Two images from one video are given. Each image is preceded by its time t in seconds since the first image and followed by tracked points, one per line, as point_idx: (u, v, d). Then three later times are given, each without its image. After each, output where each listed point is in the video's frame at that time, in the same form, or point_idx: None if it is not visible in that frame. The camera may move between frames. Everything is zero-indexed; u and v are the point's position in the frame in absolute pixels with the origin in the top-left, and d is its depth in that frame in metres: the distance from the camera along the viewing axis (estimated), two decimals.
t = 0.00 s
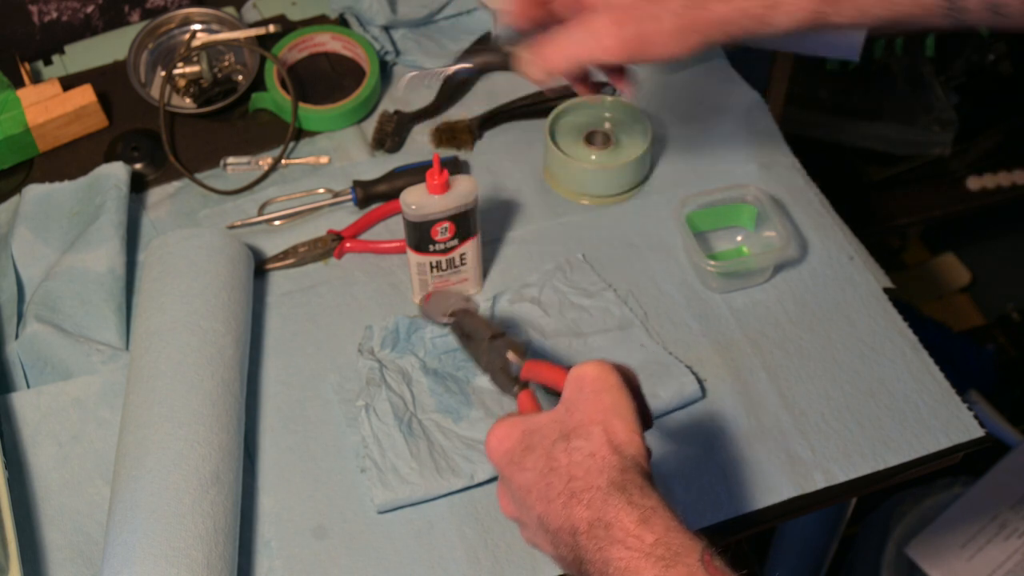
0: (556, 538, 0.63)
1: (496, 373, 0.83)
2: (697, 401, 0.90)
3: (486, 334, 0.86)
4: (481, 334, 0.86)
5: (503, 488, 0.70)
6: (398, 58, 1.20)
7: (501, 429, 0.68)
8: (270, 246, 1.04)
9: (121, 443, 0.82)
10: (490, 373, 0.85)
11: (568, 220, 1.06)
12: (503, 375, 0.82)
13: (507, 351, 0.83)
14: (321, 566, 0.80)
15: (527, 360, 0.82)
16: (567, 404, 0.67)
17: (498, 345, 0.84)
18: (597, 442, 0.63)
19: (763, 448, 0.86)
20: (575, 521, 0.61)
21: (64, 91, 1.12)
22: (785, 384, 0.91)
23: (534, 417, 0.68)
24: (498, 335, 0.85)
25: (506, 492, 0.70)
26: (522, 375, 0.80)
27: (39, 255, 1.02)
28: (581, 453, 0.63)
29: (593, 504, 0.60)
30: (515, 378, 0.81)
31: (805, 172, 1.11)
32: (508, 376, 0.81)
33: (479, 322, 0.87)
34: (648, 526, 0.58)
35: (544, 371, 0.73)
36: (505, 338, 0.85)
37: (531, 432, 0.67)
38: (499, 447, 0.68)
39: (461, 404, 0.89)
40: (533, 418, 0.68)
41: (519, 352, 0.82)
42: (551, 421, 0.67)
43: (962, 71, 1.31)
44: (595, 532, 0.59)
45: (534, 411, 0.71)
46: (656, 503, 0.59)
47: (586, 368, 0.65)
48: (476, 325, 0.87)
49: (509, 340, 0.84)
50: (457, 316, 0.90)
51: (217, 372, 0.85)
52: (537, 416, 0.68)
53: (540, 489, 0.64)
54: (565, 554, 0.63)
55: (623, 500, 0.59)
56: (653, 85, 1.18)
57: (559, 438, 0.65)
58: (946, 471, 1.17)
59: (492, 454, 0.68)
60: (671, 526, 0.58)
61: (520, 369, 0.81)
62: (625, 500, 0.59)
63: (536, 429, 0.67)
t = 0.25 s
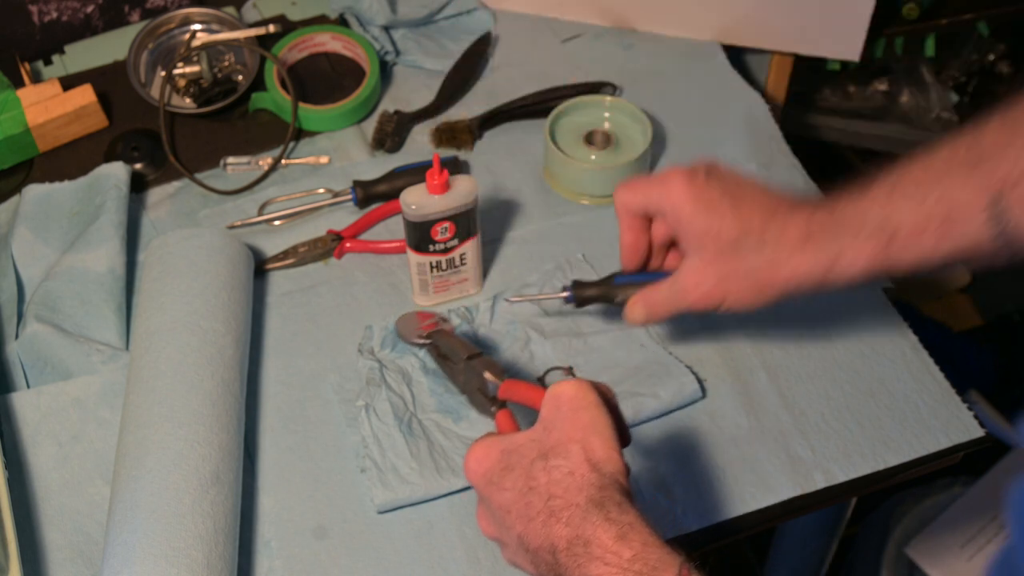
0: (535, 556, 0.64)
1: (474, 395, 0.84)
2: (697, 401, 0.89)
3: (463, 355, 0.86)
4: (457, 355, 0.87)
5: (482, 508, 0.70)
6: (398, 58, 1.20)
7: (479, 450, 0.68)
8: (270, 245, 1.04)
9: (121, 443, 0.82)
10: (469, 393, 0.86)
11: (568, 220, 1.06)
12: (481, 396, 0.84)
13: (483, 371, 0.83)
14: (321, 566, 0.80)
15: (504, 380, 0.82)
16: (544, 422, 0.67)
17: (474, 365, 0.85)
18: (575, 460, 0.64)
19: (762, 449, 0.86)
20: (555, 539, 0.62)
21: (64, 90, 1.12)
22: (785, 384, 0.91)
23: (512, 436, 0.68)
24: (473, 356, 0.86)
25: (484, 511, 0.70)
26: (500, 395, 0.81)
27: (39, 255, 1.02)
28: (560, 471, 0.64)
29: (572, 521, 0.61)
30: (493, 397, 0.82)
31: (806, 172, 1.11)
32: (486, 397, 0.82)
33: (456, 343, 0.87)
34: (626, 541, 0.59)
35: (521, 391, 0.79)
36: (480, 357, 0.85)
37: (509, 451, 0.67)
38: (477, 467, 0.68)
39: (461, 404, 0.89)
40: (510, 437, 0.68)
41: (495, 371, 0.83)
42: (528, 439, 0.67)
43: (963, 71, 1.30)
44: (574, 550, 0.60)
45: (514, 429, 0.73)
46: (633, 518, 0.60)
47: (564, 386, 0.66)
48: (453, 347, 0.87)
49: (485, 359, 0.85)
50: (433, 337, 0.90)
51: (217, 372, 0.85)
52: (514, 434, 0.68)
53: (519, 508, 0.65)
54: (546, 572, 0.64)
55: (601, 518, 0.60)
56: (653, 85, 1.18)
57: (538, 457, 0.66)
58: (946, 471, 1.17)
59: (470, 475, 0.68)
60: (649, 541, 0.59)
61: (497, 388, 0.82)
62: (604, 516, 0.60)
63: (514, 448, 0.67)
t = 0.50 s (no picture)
0: (505, 563, 0.64)
1: (434, 400, 0.82)
2: (697, 401, 0.89)
3: (421, 360, 0.84)
4: (416, 362, 0.84)
5: (448, 517, 0.70)
6: (398, 58, 1.20)
7: (444, 459, 0.68)
8: (270, 245, 1.04)
9: (121, 443, 0.82)
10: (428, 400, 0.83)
11: (568, 220, 1.06)
12: (441, 401, 0.81)
13: (443, 377, 0.81)
14: (321, 566, 0.80)
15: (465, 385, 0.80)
16: (509, 429, 0.66)
17: (433, 371, 0.83)
18: (542, 467, 0.63)
19: (762, 449, 0.86)
20: (524, 546, 0.62)
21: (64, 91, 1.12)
22: (785, 384, 0.91)
23: (476, 443, 0.68)
24: (434, 360, 0.84)
25: (451, 521, 0.70)
26: (461, 400, 0.79)
27: (39, 255, 1.02)
28: (527, 478, 0.63)
29: (540, 528, 0.61)
30: (453, 403, 0.80)
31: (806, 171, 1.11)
32: (446, 402, 0.80)
33: (414, 349, 0.85)
34: (595, 547, 0.59)
35: (483, 397, 0.77)
36: (440, 362, 0.84)
37: (474, 459, 0.67)
38: (443, 475, 0.68)
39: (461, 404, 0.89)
40: (474, 444, 0.68)
41: (455, 377, 0.81)
42: (493, 446, 0.66)
43: (963, 71, 1.32)
44: (543, 557, 0.60)
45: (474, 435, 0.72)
46: (602, 522, 0.60)
47: (528, 393, 0.64)
48: (410, 353, 0.85)
49: (445, 364, 0.83)
50: (389, 345, 0.88)
51: (217, 372, 0.85)
52: (479, 441, 0.68)
53: (487, 517, 0.64)
54: None
55: (570, 524, 0.60)
56: (653, 85, 1.18)
57: (504, 464, 0.65)
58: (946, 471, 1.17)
59: (436, 484, 0.68)
60: (618, 546, 0.58)
61: (458, 394, 0.80)
62: (572, 523, 0.60)
63: (479, 457, 0.67)
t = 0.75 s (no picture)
0: (491, 564, 0.64)
1: (422, 399, 0.80)
2: (697, 401, 0.89)
3: (410, 359, 0.83)
4: (405, 360, 0.83)
5: (435, 516, 0.70)
6: (398, 58, 1.20)
7: (430, 458, 0.68)
8: (270, 245, 1.03)
9: (121, 443, 0.82)
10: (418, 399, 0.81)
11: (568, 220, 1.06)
12: (430, 400, 0.79)
13: (432, 375, 0.80)
14: (321, 566, 0.80)
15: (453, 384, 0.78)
16: (495, 429, 0.66)
17: (422, 369, 0.81)
18: (528, 467, 0.63)
19: (762, 449, 0.86)
20: (509, 547, 0.62)
21: (65, 91, 1.12)
22: (785, 384, 0.91)
23: (463, 443, 0.67)
24: (423, 359, 0.82)
25: (439, 520, 0.69)
26: (449, 400, 0.77)
27: (39, 255, 1.02)
28: (513, 479, 0.63)
29: (526, 529, 0.61)
30: (442, 402, 0.77)
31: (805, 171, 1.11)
32: (434, 401, 0.78)
33: (403, 348, 0.84)
34: (580, 548, 0.59)
35: (472, 396, 0.74)
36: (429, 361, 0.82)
37: (461, 459, 0.66)
38: (430, 475, 0.68)
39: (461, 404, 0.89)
40: (461, 443, 0.68)
41: (444, 376, 0.79)
42: (480, 447, 0.66)
43: (962, 72, 1.31)
44: (529, 558, 0.60)
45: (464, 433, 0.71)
46: (587, 524, 0.60)
47: (514, 392, 0.65)
48: (399, 352, 0.84)
49: (434, 363, 0.81)
50: (379, 343, 0.87)
51: (216, 372, 0.85)
52: (466, 441, 0.67)
53: (473, 517, 0.64)
54: None
55: (554, 525, 0.60)
56: (653, 85, 1.18)
57: (490, 465, 0.65)
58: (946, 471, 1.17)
59: (424, 484, 0.68)
60: (603, 547, 0.59)
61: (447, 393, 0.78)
62: (557, 524, 0.60)
63: (466, 456, 0.66)
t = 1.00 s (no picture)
0: None
1: (382, 409, 0.77)
2: (696, 401, 0.89)
3: (370, 368, 0.81)
4: (365, 368, 0.82)
5: (404, 536, 0.65)
6: (398, 58, 1.20)
7: (395, 475, 0.64)
8: (270, 246, 1.03)
9: (121, 443, 0.82)
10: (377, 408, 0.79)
11: (568, 220, 1.06)
12: (391, 411, 0.75)
13: (393, 385, 0.77)
14: (321, 566, 0.80)
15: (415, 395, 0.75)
16: (463, 445, 0.63)
17: (381, 378, 0.79)
18: (501, 484, 0.59)
19: (762, 449, 0.86)
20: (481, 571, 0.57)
21: (65, 91, 1.12)
22: (785, 383, 0.91)
23: (430, 459, 0.64)
24: (382, 369, 0.81)
25: (408, 541, 0.65)
26: (411, 411, 0.73)
27: (39, 256, 1.02)
28: (484, 498, 0.59)
29: (501, 551, 0.57)
30: (403, 414, 0.74)
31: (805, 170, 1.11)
32: (395, 412, 0.74)
33: (362, 356, 0.84)
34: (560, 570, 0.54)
35: (434, 407, 0.70)
36: (388, 370, 0.81)
37: (428, 476, 0.63)
38: (396, 493, 0.64)
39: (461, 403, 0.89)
40: (428, 459, 0.64)
41: (405, 386, 0.76)
42: (448, 463, 0.63)
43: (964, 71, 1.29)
44: None
45: (428, 445, 0.67)
46: (566, 545, 0.56)
47: (483, 405, 0.62)
48: (358, 360, 0.84)
49: (393, 372, 0.80)
50: (340, 351, 0.88)
51: (216, 372, 0.85)
52: (432, 457, 0.64)
53: (443, 537, 0.60)
54: None
55: (534, 547, 0.56)
56: (653, 85, 1.18)
57: (460, 483, 0.61)
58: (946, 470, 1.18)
59: (390, 501, 0.64)
60: (585, 568, 0.54)
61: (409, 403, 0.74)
62: (535, 545, 0.56)
63: (434, 473, 0.63)
